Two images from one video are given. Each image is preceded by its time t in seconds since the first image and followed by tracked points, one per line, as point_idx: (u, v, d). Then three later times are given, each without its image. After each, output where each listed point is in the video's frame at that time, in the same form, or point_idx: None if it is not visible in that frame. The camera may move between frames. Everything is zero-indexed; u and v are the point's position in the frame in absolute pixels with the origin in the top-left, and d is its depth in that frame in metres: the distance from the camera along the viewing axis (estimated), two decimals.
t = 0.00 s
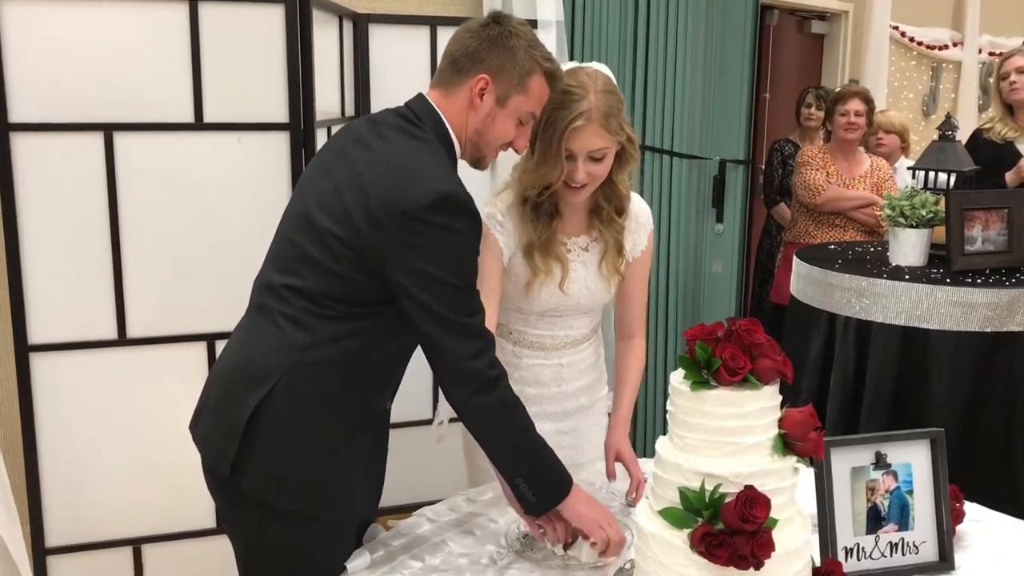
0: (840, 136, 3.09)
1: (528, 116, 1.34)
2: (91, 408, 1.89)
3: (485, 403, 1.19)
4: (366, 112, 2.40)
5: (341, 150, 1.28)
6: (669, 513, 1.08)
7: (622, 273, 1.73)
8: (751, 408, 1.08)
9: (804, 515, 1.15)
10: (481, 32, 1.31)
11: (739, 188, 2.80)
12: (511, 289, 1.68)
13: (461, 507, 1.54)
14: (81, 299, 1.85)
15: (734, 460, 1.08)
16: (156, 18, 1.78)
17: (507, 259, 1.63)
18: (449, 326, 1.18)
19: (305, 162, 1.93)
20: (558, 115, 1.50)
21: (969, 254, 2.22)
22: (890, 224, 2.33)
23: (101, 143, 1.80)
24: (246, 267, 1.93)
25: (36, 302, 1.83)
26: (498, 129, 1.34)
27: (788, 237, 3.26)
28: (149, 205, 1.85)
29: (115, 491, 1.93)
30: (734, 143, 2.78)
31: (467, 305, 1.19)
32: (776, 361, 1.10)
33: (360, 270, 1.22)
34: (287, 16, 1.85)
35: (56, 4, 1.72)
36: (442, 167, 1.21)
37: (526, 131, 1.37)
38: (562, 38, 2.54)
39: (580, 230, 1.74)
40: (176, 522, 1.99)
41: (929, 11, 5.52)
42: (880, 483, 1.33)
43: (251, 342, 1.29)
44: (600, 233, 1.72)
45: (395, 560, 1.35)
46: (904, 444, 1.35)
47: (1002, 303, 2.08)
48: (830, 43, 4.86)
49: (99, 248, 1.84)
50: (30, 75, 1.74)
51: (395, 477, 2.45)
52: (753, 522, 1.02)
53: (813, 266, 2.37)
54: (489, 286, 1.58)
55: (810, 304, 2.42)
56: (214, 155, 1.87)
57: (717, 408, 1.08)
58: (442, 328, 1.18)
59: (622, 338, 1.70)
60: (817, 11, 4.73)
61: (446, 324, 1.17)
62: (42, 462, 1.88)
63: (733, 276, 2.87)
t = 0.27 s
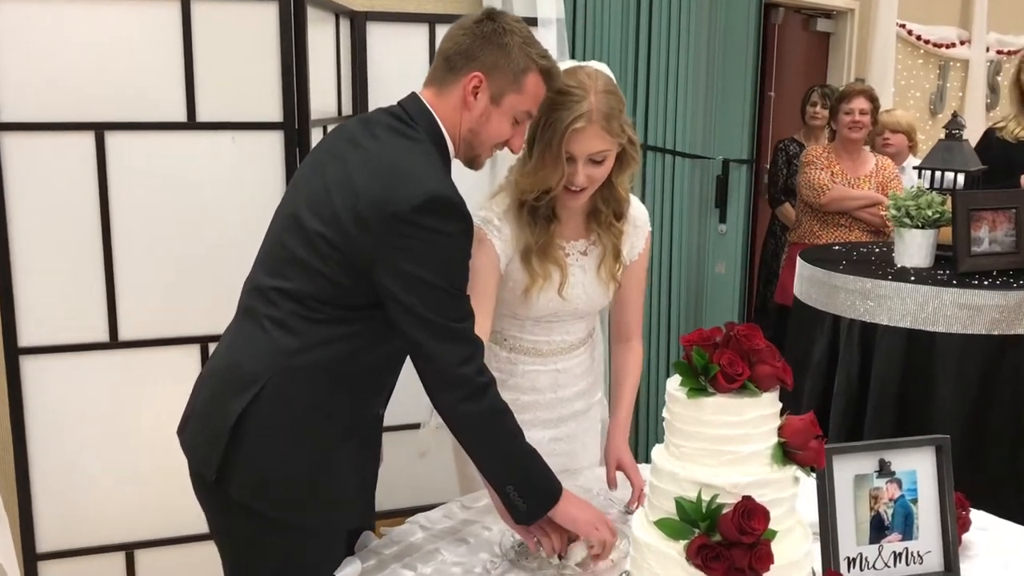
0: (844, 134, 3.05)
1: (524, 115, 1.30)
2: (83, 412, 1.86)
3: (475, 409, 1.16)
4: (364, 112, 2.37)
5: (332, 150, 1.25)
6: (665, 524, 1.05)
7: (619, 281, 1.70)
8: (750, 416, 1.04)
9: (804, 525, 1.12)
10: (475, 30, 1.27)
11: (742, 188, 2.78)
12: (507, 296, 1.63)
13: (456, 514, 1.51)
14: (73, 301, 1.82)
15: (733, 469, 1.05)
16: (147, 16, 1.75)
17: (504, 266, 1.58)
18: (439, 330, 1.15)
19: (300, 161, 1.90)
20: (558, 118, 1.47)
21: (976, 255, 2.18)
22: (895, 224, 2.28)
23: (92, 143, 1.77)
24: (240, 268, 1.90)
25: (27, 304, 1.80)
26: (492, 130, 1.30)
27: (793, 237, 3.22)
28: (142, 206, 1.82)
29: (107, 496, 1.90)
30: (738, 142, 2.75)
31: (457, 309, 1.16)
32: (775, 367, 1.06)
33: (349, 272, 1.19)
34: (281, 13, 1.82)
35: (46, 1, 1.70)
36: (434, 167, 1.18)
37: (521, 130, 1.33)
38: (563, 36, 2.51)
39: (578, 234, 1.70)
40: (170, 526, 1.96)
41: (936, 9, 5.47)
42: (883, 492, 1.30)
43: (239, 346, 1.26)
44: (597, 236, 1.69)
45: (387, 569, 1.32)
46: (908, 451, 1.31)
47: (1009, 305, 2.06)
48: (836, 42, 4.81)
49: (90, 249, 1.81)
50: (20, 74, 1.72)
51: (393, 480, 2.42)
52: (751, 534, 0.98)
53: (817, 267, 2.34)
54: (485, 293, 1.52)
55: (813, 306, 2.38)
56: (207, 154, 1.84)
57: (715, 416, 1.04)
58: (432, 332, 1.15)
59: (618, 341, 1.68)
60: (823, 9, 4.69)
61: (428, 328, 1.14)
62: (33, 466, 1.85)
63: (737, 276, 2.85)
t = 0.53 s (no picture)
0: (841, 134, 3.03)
1: (502, 116, 1.27)
2: (64, 416, 1.85)
3: (448, 417, 1.13)
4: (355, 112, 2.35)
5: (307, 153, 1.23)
6: (638, 539, 1.02)
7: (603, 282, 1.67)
8: (725, 427, 1.02)
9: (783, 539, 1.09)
10: (450, 31, 1.25)
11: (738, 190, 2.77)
12: (487, 301, 1.60)
13: (436, 523, 1.48)
14: (54, 304, 1.80)
15: (708, 483, 1.02)
16: (128, 16, 1.73)
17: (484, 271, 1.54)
18: (413, 337, 1.11)
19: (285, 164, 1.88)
20: (536, 118, 1.44)
21: (972, 259, 2.15)
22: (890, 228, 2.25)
23: (72, 145, 1.75)
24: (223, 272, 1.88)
25: (7, 308, 1.78)
26: (468, 132, 1.27)
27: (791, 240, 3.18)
28: (123, 209, 1.80)
29: (89, 501, 1.89)
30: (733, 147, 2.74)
31: (431, 315, 1.13)
32: (751, 377, 1.03)
33: (320, 277, 1.16)
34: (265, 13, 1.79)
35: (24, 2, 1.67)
36: (409, 170, 1.15)
37: (499, 132, 1.29)
38: (556, 36, 2.48)
39: (560, 238, 1.67)
40: (152, 532, 1.94)
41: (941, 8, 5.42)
42: (869, 503, 1.24)
43: (210, 352, 1.24)
44: (579, 239, 1.66)
45: None
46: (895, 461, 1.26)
47: (1005, 310, 2.04)
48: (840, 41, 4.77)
49: (71, 252, 1.79)
50: None
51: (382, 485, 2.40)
52: (725, 550, 0.96)
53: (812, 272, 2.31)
54: (461, 299, 1.48)
55: (808, 309, 2.37)
56: (189, 156, 1.82)
57: (689, 427, 1.02)
58: (405, 339, 1.11)
59: (601, 346, 1.66)
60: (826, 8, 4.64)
61: (404, 333, 1.11)
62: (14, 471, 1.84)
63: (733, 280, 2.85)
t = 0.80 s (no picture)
0: (841, 137, 3.00)
1: (476, 120, 1.24)
2: (47, 420, 1.84)
3: (418, 427, 1.11)
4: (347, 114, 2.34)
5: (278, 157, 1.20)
6: (603, 553, 1.00)
7: (582, 286, 1.64)
8: (691, 440, 0.99)
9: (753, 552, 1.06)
10: (420, 33, 1.23)
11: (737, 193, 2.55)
12: (465, 303, 1.58)
13: (412, 532, 1.46)
14: (36, 307, 1.79)
15: (676, 496, 1.00)
16: (111, 18, 1.72)
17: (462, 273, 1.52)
18: (382, 346, 1.09)
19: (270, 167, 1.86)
20: (513, 118, 1.42)
21: (969, 265, 2.12)
22: (886, 232, 2.22)
23: (55, 147, 1.74)
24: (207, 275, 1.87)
25: None
26: (442, 137, 1.24)
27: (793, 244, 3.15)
28: (106, 211, 1.79)
29: (71, 505, 1.88)
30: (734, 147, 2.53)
31: (401, 322, 1.10)
32: (720, 390, 1.01)
33: (287, 283, 1.14)
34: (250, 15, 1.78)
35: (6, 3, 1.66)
36: (380, 174, 1.12)
37: (475, 136, 1.27)
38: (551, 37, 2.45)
39: (538, 241, 1.64)
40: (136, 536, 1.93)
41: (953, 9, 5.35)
42: (849, 517, 1.12)
43: (177, 358, 1.22)
44: (558, 241, 1.64)
45: None
46: (877, 472, 1.13)
47: (1002, 316, 1.99)
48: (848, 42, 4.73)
49: (53, 255, 1.78)
50: None
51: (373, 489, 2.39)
52: (689, 567, 0.93)
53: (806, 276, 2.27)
54: (438, 301, 1.47)
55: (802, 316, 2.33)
56: (173, 159, 1.81)
57: (654, 440, 0.99)
58: (372, 346, 1.09)
59: (584, 349, 1.65)
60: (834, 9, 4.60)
61: (373, 339, 1.08)
62: None
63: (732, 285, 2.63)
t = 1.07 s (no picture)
0: (858, 138, 2.95)
1: (470, 120, 1.24)
2: (52, 415, 1.85)
3: (405, 431, 1.10)
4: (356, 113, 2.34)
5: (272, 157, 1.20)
6: (586, 555, 0.99)
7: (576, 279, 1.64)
8: (676, 442, 0.98)
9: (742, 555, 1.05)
10: (411, 36, 1.22)
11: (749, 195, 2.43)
12: (458, 296, 1.58)
13: (408, 531, 1.46)
14: (42, 304, 1.81)
15: (661, 498, 0.99)
16: (116, 17, 1.73)
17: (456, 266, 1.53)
18: (369, 349, 1.09)
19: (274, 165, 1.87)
20: (502, 110, 1.42)
21: (981, 268, 2.09)
22: (896, 235, 2.20)
23: (60, 145, 1.75)
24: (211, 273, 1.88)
25: None
26: (435, 139, 1.24)
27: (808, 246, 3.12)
28: (111, 209, 1.80)
29: (76, 500, 1.89)
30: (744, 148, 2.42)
31: (391, 325, 1.10)
32: (705, 391, 1.00)
33: (275, 283, 1.14)
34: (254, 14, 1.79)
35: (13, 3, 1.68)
36: (373, 177, 1.12)
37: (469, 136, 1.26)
38: (560, 37, 2.44)
39: (532, 233, 1.65)
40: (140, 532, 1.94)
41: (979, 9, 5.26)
42: (844, 522, 1.09)
43: (167, 356, 1.22)
44: (553, 234, 1.64)
45: None
46: (873, 477, 1.11)
47: (1013, 321, 1.96)
48: (869, 43, 4.68)
49: (59, 252, 1.79)
50: None
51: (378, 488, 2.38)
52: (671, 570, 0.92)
53: (815, 279, 2.24)
54: (432, 295, 1.48)
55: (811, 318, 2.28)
56: (178, 157, 1.82)
57: (639, 441, 0.98)
58: (358, 348, 1.08)
59: (580, 347, 1.63)
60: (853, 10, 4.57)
61: (361, 343, 1.08)
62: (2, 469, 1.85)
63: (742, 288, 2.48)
